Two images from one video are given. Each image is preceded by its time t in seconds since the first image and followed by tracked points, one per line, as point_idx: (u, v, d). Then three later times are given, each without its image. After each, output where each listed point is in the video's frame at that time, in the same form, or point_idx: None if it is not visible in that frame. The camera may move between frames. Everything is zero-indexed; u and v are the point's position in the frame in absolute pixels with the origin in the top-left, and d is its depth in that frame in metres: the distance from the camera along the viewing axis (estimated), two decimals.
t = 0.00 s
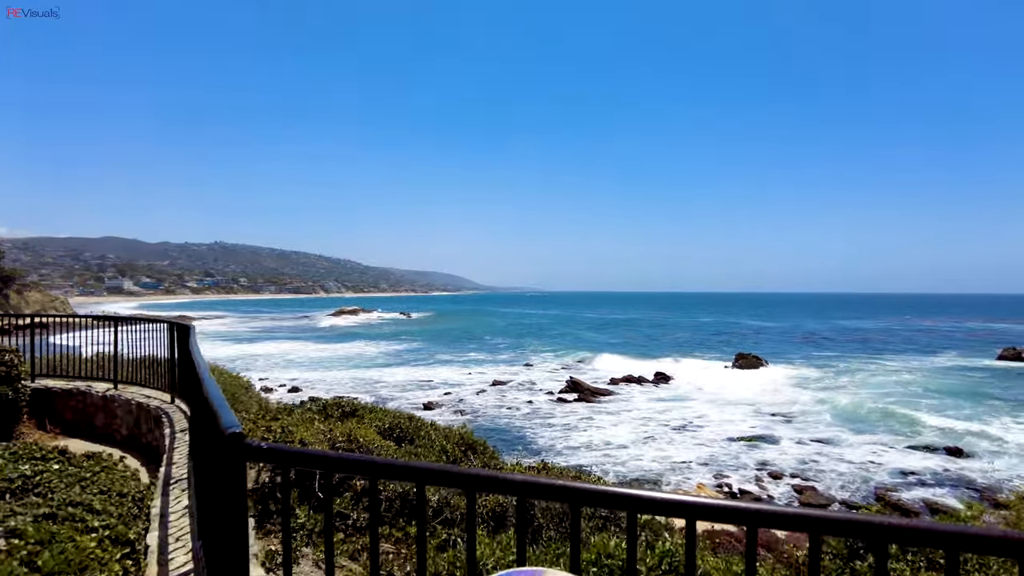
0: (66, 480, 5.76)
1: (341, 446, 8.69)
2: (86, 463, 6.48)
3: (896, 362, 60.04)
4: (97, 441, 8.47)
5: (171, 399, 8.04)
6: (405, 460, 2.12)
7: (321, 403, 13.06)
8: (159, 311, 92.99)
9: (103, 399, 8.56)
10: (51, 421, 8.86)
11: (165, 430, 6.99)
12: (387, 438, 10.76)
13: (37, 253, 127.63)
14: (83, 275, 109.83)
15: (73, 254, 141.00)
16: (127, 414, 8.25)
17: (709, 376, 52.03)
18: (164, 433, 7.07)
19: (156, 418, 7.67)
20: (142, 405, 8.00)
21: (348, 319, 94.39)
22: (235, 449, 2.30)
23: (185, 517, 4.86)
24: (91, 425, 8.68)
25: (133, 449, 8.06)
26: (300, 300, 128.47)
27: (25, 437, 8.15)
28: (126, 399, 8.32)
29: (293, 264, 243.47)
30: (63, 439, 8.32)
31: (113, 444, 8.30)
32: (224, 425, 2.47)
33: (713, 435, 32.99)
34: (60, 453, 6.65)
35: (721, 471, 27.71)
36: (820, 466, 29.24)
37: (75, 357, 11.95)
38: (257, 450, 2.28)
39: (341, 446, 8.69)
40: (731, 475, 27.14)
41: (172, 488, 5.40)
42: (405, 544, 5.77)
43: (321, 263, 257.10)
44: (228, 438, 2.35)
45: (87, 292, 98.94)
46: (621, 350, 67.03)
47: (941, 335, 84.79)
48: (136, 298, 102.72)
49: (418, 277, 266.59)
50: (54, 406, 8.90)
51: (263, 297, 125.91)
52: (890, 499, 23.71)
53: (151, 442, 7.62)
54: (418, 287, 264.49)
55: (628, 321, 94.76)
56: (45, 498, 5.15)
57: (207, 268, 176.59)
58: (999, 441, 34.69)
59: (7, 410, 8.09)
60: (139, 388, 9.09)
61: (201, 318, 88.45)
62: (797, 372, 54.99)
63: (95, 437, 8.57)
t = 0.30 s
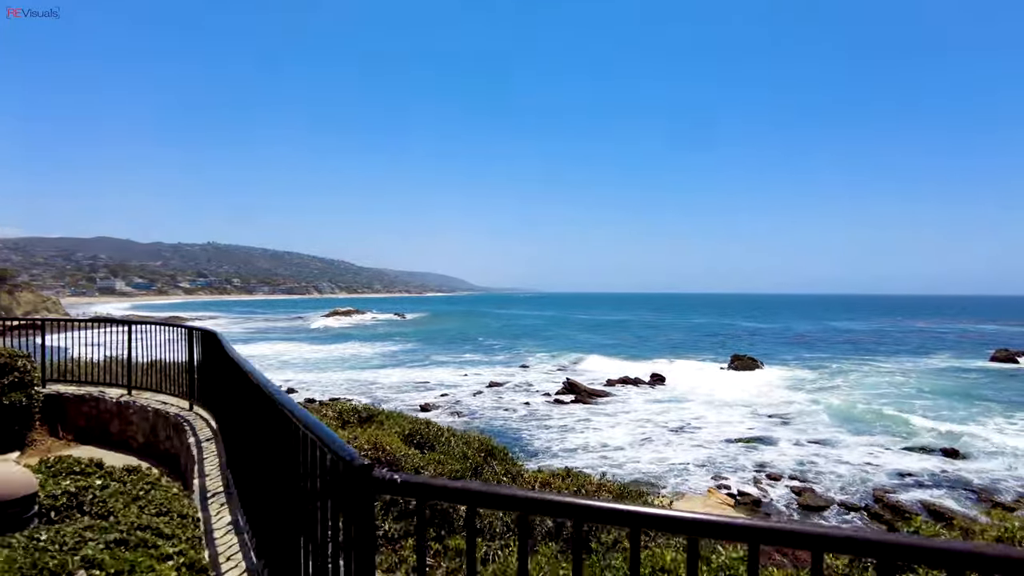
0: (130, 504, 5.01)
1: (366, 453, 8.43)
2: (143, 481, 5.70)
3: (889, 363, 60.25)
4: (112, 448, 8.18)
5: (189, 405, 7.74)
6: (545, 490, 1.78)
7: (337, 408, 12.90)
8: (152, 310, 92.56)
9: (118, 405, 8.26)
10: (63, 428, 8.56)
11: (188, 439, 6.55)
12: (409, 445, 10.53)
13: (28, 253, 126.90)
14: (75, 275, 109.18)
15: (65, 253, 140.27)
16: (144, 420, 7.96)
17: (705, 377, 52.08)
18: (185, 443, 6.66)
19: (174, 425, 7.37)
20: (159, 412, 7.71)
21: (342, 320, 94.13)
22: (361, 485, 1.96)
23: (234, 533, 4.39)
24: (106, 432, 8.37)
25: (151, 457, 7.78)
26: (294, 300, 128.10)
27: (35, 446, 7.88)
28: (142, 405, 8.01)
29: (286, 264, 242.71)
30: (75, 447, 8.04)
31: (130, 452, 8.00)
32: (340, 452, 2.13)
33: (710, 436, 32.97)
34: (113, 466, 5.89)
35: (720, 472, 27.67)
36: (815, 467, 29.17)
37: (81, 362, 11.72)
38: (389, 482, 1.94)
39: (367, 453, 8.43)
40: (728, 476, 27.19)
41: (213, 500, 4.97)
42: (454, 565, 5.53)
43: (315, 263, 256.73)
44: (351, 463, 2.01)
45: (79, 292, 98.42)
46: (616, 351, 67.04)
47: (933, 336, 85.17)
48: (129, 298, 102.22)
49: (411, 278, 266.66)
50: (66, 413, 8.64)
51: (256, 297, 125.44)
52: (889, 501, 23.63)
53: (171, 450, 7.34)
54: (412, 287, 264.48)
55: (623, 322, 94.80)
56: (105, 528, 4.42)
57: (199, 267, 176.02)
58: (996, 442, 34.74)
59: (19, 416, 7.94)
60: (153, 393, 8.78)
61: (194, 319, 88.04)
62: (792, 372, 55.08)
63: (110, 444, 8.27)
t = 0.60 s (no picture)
0: (187, 509, 3.77)
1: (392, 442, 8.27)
2: (200, 482, 4.39)
3: (885, 363, 60.36)
4: (128, 451, 8.02)
5: (210, 405, 7.57)
6: (694, 504, 1.66)
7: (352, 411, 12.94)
8: (148, 311, 92.29)
9: (135, 407, 8.10)
10: (78, 430, 8.41)
11: (215, 443, 6.33)
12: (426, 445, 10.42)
13: (23, 253, 126.55)
14: (70, 275, 108.84)
15: (59, 254, 139.91)
16: (163, 423, 7.79)
17: (703, 377, 52.08)
18: (212, 447, 6.46)
19: (195, 427, 7.22)
20: (179, 414, 7.53)
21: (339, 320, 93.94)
22: (509, 506, 1.69)
23: (285, 539, 4.18)
24: (122, 434, 8.22)
25: (169, 460, 7.60)
26: (290, 300, 127.94)
27: (50, 449, 7.77)
28: (160, 407, 7.85)
29: (282, 265, 242.30)
30: (92, 450, 7.91)
31: (148, 454, 7.84)
32: (471, 458, 1.91)
33: (710, 436, 33.01)
34: (160, 471, 4.67)
35: (721, 472, 27.56)
36: (816, 468, 29.12)
37: (93, 363, 11.62)
38: (541, 496, 1.72)
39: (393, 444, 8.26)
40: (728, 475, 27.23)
41: (257, 507, 4.67)
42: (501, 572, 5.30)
43: (311, 264, 256.62)
44: (483, 474, 1.79)
45: (75, 293, 98.15)
46: (614, 351, 67.03)
47: (928, 336, 85.35)
48: (124, 298, 101.93)
49: (408, 278, 266.75)
50: (81, 415, 8.48)
51: (251, 298, 125.28)
52: (891, 501, 23.52)
53: (192, 453, 7.21)
54: (408, 287, 264.68)
55: (620, 322, 94.77)
56: (159, 538, 3.13)
57: (195, 267, 175.79)
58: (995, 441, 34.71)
59: (34, 417, 7.74)
60: (171, 394, 8.59)
61: (190, 319, 87.79)
62: (790, 373, 55.14)
63: (127, 446, 8.13)
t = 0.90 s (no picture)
0: (259, 533, 3.55)
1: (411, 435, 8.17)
2: (251, 501, 4.20)
3: (885, 363, 60.23)
4: (148, 458, 7.88)
5: (232, 412, 7.44)
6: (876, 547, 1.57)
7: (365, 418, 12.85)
8: (146, 310, 92.11)
9: (155, 413, 7.95)
10: (96, 436, 8.23)
11: (245, 453, 6.21)
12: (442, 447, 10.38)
13: (21, 253, 126.38)
14: (68, 275, 108.72)
15: (57, 254, 139.74)
16: (184, 430, 7.66)
17: (703, 377, 51.93)
18: (241, 456, 6.32)
19: (220, 434, 7.10)
20: (202, 420, 7.40)
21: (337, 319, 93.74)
22: (686, 552, 1.59)
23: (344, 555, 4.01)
24: (141, 441, 8.09)
25: (192, 469, 7.46)
26: (288, 300, 127.84)
27: (69, 456, 7.61)
28: (181, 414, 7.71)
29: (279, 264, 242.36)
30: (111, 457, 7.74)
31: (168, 462, 7.70)
32: (623, 493, 1.84)
33: (712, 436, 32.86)
34: (209, 488, 4.45)
35: (723, 472, 27.37)
36: (818, 468, 28.96)
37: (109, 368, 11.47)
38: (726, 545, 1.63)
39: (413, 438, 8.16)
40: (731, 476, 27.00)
41: (306, 521, 4.48)
42: None
43: (309, 264, 256.59)
44: (647, 517, 1.69)
45: (73, 293, 97.99)
46: (612, 351, 66.89)
47: (927, 335, 85.18)
48: (122, 298, 101.76)
49: (406, 278, 266.67)
50: (98, 421, 8.30)
51: (249, 298, 125.16)
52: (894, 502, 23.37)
53: (216, 461, 7.11)
54: (407, 286, 264.59)
55: (618, 322, 94.65)
56: (243, 573, 2.97)
57: (192, 267, 175.72)
58: (996, 441, 34.57)
59: (51, 424, 7.57)
60: (188, 399, 8.43)
61: (188, 319, 87.60)
62: (789, 372, 55.03)
63: (147, 454, 7.99)
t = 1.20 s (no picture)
0: (338, 546, 3.34)
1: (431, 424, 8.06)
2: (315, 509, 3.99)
3: (884, 363, 60.15)
4: (171, 460, 7.71)
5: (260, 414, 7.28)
6: None
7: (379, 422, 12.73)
8: (144, 310, 91.82)
9: (177, 415, 7.81)
10: (117, 438, 8.05)
11: (279, 456, 6.05)
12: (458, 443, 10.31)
13: (18, 253, 125.93)
14: (65, 275, 108.25)
15: (54, 253, 139.26)
16: (208, 432, 7.51)
17: (702, 376, 51.79)
18: (275, 459, 6.17)
19: (247, 437, 6.97)
20: (227, 422, 7.26)
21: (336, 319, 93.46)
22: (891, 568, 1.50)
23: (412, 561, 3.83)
24: (163, 443, 7.93)
25: (217, 471, 7.32)
26: (286, 299, 127.60)
27: (90, 458, 7.45)
28: (206, 416, 7.55)
29: (278, 264, 242.15)
30: (134, 459, 7.58)
31: (192, 464, 7.54)
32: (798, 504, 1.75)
33: (715, 435, 32.64)
34: (265, 496, 4.24)
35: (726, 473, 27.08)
36: (822, 468, 28.74)
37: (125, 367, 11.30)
38: (939, 566, 1.55)
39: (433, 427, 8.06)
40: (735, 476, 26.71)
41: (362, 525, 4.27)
42: None
43: (308, 263, 256.38)
44: (841, 532, 1.60)
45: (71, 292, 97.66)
46: (612, 351, 66.75)
47: (926, 335, 85.15)
48: (121, 298, 101.42)
49: (405, 278, 266.58)
50: (118, 423, 8.13)
51: (248, 298, 124.95)
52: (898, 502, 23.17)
53: (243, 464, 6.97)
54: (405, 286, 264.45)
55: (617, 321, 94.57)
56: None
57: (190, 267, 175.32)
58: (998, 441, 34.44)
59: (72, 425, 7.38)
60: (211, 401, 8.24)
61: (186, 319, 87.31)
62: (789, 372, 54.93)
63: (168, 456, 7.82)
